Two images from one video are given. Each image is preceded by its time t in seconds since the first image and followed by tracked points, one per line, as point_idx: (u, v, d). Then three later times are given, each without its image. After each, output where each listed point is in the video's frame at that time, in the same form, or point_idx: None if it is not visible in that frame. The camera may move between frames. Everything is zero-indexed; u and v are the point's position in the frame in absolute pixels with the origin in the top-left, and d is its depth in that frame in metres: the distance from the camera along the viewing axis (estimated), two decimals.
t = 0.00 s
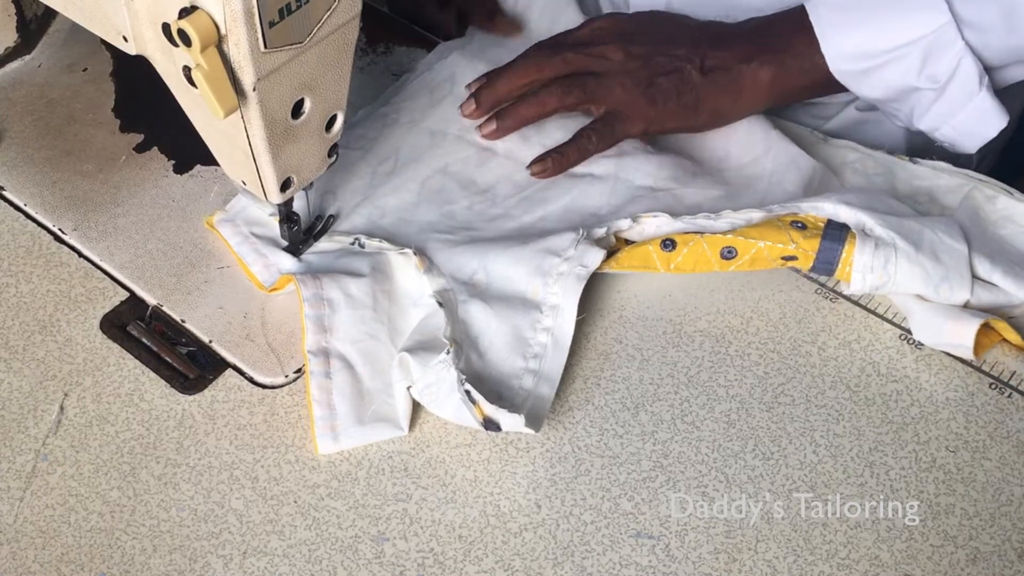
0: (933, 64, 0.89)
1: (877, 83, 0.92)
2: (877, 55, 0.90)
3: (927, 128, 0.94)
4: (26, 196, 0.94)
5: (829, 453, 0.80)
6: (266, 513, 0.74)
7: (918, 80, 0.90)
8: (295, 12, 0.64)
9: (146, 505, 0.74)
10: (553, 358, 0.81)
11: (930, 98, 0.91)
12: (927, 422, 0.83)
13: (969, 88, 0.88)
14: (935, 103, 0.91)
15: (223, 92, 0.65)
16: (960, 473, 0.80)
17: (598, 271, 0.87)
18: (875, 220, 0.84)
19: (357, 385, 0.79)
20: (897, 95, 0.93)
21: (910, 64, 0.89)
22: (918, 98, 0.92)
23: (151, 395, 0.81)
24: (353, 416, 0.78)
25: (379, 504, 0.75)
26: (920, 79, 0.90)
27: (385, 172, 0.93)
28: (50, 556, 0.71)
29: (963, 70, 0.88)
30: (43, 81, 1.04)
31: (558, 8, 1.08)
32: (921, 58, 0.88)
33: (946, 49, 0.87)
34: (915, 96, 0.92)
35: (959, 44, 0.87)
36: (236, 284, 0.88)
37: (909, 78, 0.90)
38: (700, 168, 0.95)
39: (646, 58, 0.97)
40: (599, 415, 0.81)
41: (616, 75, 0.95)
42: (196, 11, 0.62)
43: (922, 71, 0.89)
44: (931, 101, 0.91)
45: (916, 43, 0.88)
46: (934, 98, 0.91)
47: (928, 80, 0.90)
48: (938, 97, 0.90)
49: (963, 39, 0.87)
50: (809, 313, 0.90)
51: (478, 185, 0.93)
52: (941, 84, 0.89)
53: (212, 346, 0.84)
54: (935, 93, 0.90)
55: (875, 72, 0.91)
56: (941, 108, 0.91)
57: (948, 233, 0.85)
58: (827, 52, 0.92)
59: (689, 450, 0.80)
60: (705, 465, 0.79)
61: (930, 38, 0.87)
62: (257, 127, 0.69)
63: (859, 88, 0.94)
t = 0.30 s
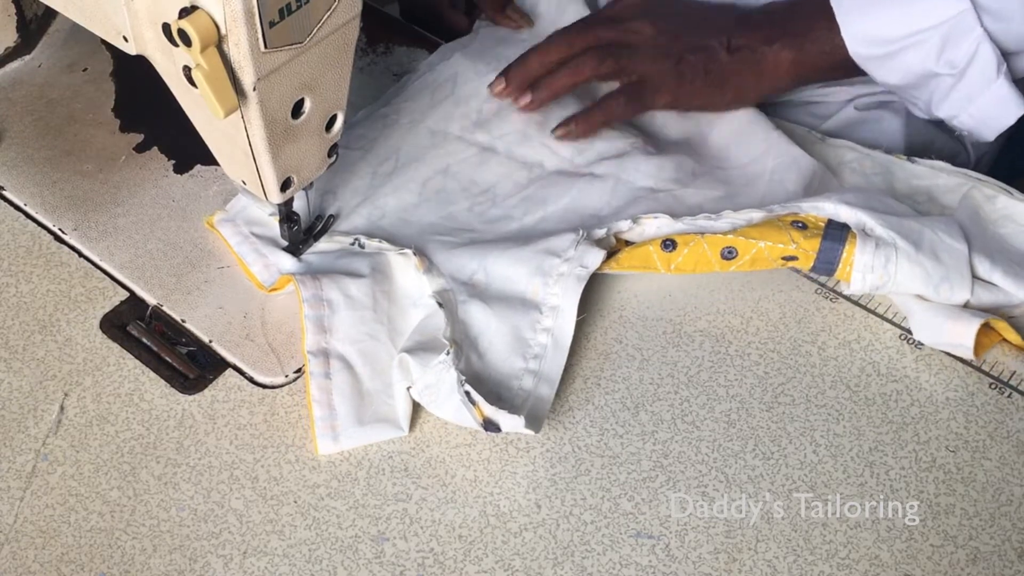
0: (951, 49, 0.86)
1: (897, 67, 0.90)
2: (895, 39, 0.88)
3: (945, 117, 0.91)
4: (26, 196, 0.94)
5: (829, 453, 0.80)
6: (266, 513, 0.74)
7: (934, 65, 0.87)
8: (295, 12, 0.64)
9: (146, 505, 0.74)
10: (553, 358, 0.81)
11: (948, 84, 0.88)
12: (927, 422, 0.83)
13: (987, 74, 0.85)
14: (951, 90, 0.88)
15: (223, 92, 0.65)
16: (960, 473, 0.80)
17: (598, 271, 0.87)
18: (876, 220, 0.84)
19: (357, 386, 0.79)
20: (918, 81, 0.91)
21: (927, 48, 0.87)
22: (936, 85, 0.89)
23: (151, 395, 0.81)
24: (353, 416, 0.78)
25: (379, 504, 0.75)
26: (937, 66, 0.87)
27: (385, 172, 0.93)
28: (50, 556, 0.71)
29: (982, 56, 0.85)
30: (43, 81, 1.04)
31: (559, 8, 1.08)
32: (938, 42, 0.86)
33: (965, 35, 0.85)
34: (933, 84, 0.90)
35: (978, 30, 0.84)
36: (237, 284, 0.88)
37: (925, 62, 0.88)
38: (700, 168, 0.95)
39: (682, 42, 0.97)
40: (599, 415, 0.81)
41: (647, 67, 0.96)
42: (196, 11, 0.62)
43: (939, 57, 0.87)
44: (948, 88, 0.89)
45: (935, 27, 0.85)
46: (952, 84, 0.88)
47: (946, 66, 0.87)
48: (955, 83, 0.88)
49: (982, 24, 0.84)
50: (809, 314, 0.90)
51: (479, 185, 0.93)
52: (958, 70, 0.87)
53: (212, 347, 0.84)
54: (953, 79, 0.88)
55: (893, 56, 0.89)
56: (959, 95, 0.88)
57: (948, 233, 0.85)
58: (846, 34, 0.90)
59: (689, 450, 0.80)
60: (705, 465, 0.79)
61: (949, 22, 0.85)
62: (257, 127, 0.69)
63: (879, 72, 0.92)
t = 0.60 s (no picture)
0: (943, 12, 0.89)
1: (892, 26, 0.92)
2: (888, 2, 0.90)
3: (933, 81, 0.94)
4: (26, 196, 0.94)
5: (829, 453, 0.80)
6: (266, 513, 0.74)
7: (928, 28, 0.90)
8: (295, 12, 0.64)
9: (146, 505, 0.74)
10: (552, 359, 0.81)
11: (939, 45, 0.91)
12: (927, 422, 0.83)
13: (976, 38, 0.88)
14: (942, 52, 0.91)
15: (223, 92, 0.65)
16: (960, 473, 0.80)
17: (598, 271, 0.87)
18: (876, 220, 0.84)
19: (357, 386, 0.79)
20: (910, 41, 0.93)
21: (921, 10, 0.89)
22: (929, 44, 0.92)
23: (151, 395, 0.81)
24: (353, 417, 0.78)
25: (379, 504, 0.75)
26: (930, 27, 0.90)
27: (383, 173, 0.93)
28: (50, 556, 0.71)
29: (974, 21, 0.88)
30: (43, 81, 1.04)
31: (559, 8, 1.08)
32: (932, 5, 0.88)
33: None
34: (926, 42, 0.92)
35: None
36: (237, 284, 0.88)
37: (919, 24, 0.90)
38: (699, 168, 0.95)
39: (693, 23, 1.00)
40: (599, 415, 0.81)
41: (664, 62, 0.98)
42: (196, 11, 0.62)
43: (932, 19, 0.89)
44: (939, 50, 0.91)
45: None
46: (943, 46, 0.91)
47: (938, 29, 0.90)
48: (946, 47, 0.91)
49: None
50: (809, 314, 0.90)
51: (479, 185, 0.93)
52: (950, 32, 0.90)
53: (211, 347, 0.84)
54: (945, 39, 0.90)
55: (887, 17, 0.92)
56: (949, 58, 0.91)
57: (948, 233, 0.85)
58: None
59: (689, 450, 0.80)
60: (705, 465, 0.79)
61: None
62: (257, 127, 0.69)
63: (874, 29, 0.94)
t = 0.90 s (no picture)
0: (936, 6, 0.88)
1: (886, 20, 0.92)
2: None
3: (926, 75, 0.94)
4: (26, 196, 0.94)
5: (829, 453, 0.80)
6: (266, 513, 0.74)
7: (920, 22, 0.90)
8: (295, 12, 0.64)
9: (146, 505, 0.74)
10: (552, 359, 0.81)
11: (932, 39, 0.91)
12: (927, 422, 0.83)
13: (969, 33, 0.88)
14: (934, 46, 0.91)
15: (223, 92, 0.65)
16: (960, 473, 0.80)
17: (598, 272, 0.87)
18: (875, 221, 0.84)
19: (357, 388, 0.79)
20: (902, 36, 0.93)
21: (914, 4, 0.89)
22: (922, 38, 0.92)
23: (151, 395, 0.81)
24: (354, 419, 0.78)
25: (379, 504, 0.75)
26: (923, 20, 0.90)
27: (383, 175, 0.93)
28: (50, 556, 0.71)
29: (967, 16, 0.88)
30: (43, 81, 1.04)
31: (558, 8, 1.08)
32: None
33: None
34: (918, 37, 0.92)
35: None
36: (236, 284, 0.88)
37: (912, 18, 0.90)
38: (699, 168, 0.95)
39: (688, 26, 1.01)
40: (599, 415, 0.81)
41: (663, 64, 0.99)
42: (197, 11, 0.62)
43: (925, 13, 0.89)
44: (932, 44, 0.91)
45: None
46: (937, 40, 0.91)
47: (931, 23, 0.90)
48: (939, 41, 0.91)
49: None
50: (809, 314, 0.90)
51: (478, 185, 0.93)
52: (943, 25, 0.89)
53: (211, 347, 0.84)
54: (938, 33, 0.90)
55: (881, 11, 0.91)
56: (943, 52, 0.91)
57: (947, 235, 0.85)
58: None
59: (689, 450, 0.80)
60: (705, 465, 0.79)
61: None
62: (257, 127, 0.69)
63: (867, 22, 0.93)
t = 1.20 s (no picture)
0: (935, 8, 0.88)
1: (883, 23, 0.92)
2: None
3: (923, 80, 0.94)
4: (26, 196, 0.94)
5: (829, 453, 0.80)
6: (266, 513, 0.74)
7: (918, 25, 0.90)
8: (295, 12, 0.64)
9: (146, 505, 0.74)
10: (550, 360, 0.81)
11: (930, 43, 0.91)
12: (927, 422, 0.83)
13: (967, 37, 0.88)
14: (932, 50, 0.91)
15: (223, 92, 0.65)
16: (960, 473, 0.80)
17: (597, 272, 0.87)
18: (874, 224, 0.84)
19: (356, 391, 0.79)
20: (900, 38, 0.93)
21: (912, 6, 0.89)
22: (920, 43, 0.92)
23: (151, 395, 0.81)
24: (354, 422, 0.78)
25: (379, 504, 0.75)
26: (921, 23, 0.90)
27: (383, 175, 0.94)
28: (50, 556, 0.71)
29: (965, 20, 0.88)
30: (43, 81, 1.04)
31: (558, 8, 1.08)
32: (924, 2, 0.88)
33: None
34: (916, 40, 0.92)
35: None
36: (235, 285, 0.88)
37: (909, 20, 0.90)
38: (699, 168, 0.95)
39: (686, 30, 1.02)
40: (600, 415, 0.81)
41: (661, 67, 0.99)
42: (197, 11, 0.62)
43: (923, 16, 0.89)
44: (930, 48, 0.91)
45: None
46: (935, 44, 0.91)
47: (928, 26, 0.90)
48: (937, 45, 0.91)
49: None
50: (809, 314, 0.90)
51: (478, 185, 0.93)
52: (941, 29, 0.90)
53: (211, 347, 0.84)
54: (936, 36, 0.90)
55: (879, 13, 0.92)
56: (940, 56, 0.91)
57: (946, 237, 0.85)
58: None
59: (689, 450, 0.80)
60: (705, 465, 0.79)
61: None
62: (257, 127, 0.69)
63: (864, 25, 0.94)
